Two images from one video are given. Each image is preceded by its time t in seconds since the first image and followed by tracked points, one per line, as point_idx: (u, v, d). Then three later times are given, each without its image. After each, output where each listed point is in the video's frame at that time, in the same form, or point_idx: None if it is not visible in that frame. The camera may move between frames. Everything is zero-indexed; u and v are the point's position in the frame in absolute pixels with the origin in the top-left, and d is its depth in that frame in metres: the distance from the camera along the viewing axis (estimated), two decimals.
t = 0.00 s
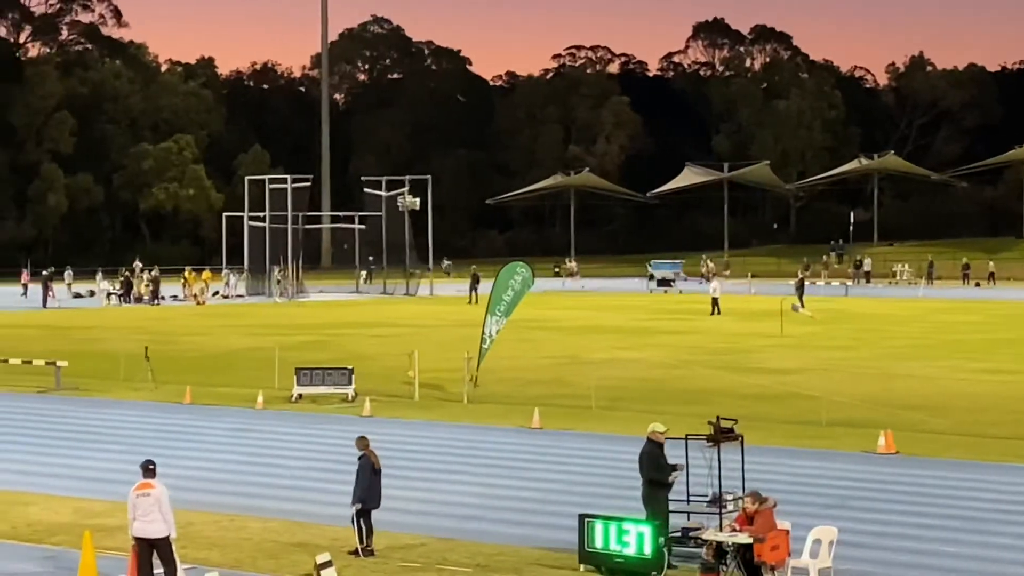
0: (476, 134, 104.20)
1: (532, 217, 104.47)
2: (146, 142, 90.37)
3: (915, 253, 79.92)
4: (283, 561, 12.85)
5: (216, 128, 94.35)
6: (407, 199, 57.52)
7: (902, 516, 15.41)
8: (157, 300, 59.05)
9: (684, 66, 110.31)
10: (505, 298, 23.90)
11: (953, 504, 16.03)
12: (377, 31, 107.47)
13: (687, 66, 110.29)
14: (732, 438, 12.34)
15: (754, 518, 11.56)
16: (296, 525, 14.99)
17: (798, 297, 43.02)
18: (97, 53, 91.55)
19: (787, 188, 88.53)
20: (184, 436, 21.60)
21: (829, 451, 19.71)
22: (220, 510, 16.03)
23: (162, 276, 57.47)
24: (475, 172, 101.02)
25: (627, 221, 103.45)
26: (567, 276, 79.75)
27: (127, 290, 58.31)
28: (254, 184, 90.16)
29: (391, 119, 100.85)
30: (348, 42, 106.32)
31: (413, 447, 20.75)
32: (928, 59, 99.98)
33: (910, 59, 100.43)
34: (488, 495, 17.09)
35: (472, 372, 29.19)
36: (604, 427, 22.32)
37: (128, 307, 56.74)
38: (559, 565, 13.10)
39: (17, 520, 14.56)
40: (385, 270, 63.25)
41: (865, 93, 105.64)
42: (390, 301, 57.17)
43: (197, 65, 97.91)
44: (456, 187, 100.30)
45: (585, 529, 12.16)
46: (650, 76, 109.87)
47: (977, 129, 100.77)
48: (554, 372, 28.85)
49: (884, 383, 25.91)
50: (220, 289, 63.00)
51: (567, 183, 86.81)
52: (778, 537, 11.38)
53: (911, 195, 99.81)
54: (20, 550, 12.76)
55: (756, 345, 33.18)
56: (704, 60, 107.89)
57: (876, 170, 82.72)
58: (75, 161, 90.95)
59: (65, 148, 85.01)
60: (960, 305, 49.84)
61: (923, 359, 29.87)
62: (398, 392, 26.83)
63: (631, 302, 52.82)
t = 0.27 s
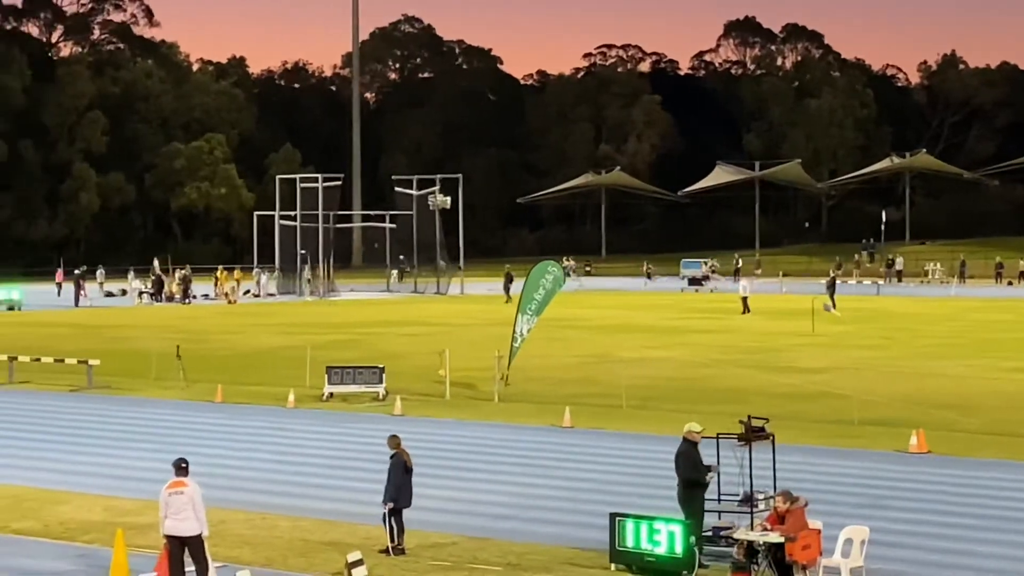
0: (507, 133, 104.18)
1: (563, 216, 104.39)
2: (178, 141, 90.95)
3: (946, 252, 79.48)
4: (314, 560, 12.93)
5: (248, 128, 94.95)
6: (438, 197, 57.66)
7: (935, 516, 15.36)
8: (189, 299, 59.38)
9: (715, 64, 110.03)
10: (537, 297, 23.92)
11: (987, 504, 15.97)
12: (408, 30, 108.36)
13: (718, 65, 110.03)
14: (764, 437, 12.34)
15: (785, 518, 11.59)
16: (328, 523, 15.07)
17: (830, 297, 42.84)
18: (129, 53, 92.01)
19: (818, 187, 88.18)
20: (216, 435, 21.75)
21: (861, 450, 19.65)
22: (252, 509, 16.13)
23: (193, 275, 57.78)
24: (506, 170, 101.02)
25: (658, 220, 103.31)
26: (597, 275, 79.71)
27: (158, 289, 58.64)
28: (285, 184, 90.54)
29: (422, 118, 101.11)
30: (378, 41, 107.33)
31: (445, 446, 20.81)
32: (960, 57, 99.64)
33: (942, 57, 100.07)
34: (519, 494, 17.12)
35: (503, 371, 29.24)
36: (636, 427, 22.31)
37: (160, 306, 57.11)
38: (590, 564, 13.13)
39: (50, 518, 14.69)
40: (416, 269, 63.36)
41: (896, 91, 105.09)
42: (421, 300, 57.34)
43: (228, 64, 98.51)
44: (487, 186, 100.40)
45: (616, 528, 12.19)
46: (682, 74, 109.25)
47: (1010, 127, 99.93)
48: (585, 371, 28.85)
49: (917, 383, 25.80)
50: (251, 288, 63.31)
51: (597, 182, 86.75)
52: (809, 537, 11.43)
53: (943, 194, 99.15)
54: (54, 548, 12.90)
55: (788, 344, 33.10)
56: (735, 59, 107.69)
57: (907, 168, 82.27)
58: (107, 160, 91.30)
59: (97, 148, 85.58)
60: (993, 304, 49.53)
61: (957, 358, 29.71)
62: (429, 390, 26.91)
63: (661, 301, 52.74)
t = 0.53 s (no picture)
0: (538, 132, 104.19)
1: (593, 215, 104.25)
2: (210, 141, 91.32)
3: (979, 251, 78.94)
4: (345, 558, 13.01)
5: (279, 127, 95.43)
6: (469, 195, 57.70)
7: (968, 515, 15.29)
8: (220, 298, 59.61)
9: (746, 62, 109.69)
10: (567, 295, 23.95)
11: (1018, 504, 15.90)
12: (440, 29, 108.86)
13: (749, 63, 109.79)
14: (795, 436, 12.34)
15: (817, 516, 11.53)
16: (359, 522, 15.15)
17: (861, 296, 42.66)
18: (161, 52, 92.83)
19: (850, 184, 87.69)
20: (249, 433, 21.89)
21: (894, 449, 19.60)
22: (284, 508, 16.23)
23: (224, 274, 58.04)
24: (538, 169, 100.98)
25: (688, 218, 103.13)
26: (628, 274, 79.59)
27: (190, 288, 58.92)
28: (316, 182, 90.94)
29: (453, 116, 101.25)
30: (410, 40, 107.55)
31: (476, 444, 20.88)
32: (993, 54, 98.95)
33: (974, 55, 99.56)
34: (550, 493, 17.16)
35: (534, 369, 29.29)
36: (666, 425, 22.33)
37: (191, 305, 57.39)
38: (620, 562, 13.18)
39: (82, 516, 14.82)
40: (446, 267, 63.45)
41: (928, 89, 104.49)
42: (452, 298, 57.42)
43: (260, 63, 98.98)
44: (517, 185, 100.45)
45: (647, 527, 12.23)
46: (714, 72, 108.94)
47: None
48: (616, 369, 28.87)
49: (950, 381, 25.69)
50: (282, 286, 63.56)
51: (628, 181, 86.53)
52: (841, 536, 11.40)
53: (975, 193, 98.51)
54: (88, 546, 13.01)
55: (820, 342, 33.01)
56: (766, 57, 107.53)
57: (940, 166, 81.72)
58: (140, 160, 91.56)
59: (129, 147, 85.92)
60: None
61: (989, 357, 29.56)
62: (461, 389, 26.98)
63: (691, 300, 52.65)
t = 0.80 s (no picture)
0: (569, 130, 104.07)
1: (624, 212, 104.07)
2: (241, 138, 91.75)
3: (1012, 247, 78.36)
4: (376, 555, 13.10)
5: (310, 125, 95.85)
6: (499, 193, 57.76)
7: (1001, 513, 15.24)
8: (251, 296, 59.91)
9: (777, 59, 109.31)
10: (598, 292, 23.97)
11: None
12: (469, 27, 109.20)
13: (780, 59, 109.49)
14: (827, 433, 12.32)
15: (848, 514, 11.51)
16: (390, 519, 15.24)
17: (893, 293, 42.46)
18: (191, 51, 93.42)
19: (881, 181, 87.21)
20: (281, 431, 22.02)
21: (926, 446, 19.54)
22: (315, 505, 16.32)
23: (255, 272, 58.38)
24: (568, 167, 100.97)
25: (719, 216, 102.86)
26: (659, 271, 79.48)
27: (221, 286, 59.29)
28: (347, 181, 91.30)
29: (484, 114, 101.35)
30: (441, 37, 108.14)
31: (506, 441, 20.95)
32: None
33: (1007, 51, 98.06)
34: (581, 490, 17.19)
35: (564, 367, 29.34)
36: (697, 423, 22.34)
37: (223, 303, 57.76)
38: (650, 560, 13.22)
39: (115, 513, 14.96)
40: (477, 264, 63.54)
41: (960, 85, 103.80)
42: (482, 296, 57.51)
43: (290, 61, 99.39)
44: (548, 183, 100.44)
45: (678, 525, 12.24)
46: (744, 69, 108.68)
47: None
48: (646, 367, 28.88)
49: (983, 378, 25.56)
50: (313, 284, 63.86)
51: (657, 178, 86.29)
52: (873, 534, 11.31)
53: (1008, 189, 97.78)
54: (122, 544, 13.13)
55: (851, 339, 32.91)
56: (797, 53, 107.26)
57: (972, 163, 81.16)
58: (171, 158, 92.30)
59: (160, 145, 86.43)
60: None
61: (1023, 354, 29.37)
62: (492, 387, 27.07)
63: (722, 297, 52.51)
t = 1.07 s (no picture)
0: (599, 125, 103.95)
1: (654, 207, 103.84)
2: (271, 134, 92.16)
3: None
4: (407, 551, 13.20)
5: (340, 120, 96.25)
6: (529, 188, 57.82)
7: None
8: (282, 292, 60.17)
9: (808, 54, 108.94)
10: (629, 287, 23.99)
11: None
12: (498, 21, 108.95)
13: (811, 54, 109.15)
14: (860, 428, 12.32)
15: (880, 509, 11.52)
16: (422, 515, 15.33)
17: (925, 288, 42.27)
18: (222, 47, 93.99)
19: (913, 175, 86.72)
20: (312, 426, 22.17)
21: (957, 441, 19.49)
22: (346, 499, 16.45)
23: (286, 267, 58.70)
24: (598, 162, 100.94)
25: (750, 212, 102.23)
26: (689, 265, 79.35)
27: (252, 282, 59.61)
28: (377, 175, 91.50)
29: (514, 109, 101.47)
30: (471, 33, 108.09)
31: (537, 436, 21.05)
32: None
33: None
34: (612, 485, 17.26)
35: (595, 362, 29.39)
36: (728, 418, 22.36)
37: (254, 298, 58.10)
38: (681, 554, 13.25)
39: (147, 509, 15.10)
40: (508, 259, 63.63)
41: (992, 79, 103.15)
42: (512, 291, 57.60)
43: (321, 57, 99.68)
44: (578, 177, 100.50)
45: (708, 519, 12.24)
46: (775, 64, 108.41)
47: None
48: (677, 362, 28.88)
49: (1015, 373, 25.45)
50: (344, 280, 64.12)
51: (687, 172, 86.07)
52: (905, 528, 11.22)
53: None
54: (154, 539, 13.29)
55: (883, 334, 32.81)
56: (828, 48, 107.06)
57: (1005, 156, 80.61)
58: (201, 154, 92.12)
59: (190, 141, 86.95)
60: None
61: None
62: (522, 381, 27.14)
63: (753, 292, 52.39)
